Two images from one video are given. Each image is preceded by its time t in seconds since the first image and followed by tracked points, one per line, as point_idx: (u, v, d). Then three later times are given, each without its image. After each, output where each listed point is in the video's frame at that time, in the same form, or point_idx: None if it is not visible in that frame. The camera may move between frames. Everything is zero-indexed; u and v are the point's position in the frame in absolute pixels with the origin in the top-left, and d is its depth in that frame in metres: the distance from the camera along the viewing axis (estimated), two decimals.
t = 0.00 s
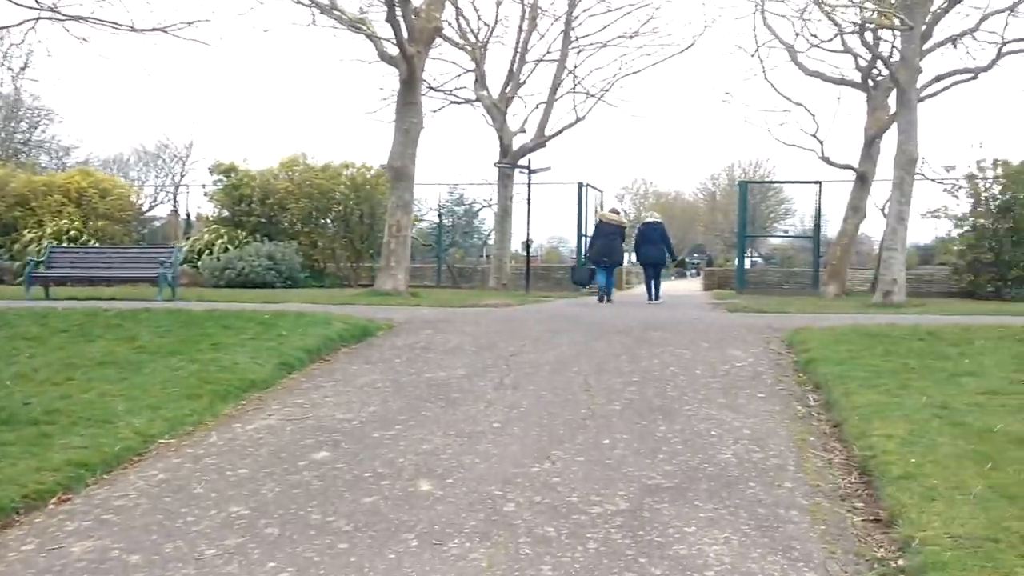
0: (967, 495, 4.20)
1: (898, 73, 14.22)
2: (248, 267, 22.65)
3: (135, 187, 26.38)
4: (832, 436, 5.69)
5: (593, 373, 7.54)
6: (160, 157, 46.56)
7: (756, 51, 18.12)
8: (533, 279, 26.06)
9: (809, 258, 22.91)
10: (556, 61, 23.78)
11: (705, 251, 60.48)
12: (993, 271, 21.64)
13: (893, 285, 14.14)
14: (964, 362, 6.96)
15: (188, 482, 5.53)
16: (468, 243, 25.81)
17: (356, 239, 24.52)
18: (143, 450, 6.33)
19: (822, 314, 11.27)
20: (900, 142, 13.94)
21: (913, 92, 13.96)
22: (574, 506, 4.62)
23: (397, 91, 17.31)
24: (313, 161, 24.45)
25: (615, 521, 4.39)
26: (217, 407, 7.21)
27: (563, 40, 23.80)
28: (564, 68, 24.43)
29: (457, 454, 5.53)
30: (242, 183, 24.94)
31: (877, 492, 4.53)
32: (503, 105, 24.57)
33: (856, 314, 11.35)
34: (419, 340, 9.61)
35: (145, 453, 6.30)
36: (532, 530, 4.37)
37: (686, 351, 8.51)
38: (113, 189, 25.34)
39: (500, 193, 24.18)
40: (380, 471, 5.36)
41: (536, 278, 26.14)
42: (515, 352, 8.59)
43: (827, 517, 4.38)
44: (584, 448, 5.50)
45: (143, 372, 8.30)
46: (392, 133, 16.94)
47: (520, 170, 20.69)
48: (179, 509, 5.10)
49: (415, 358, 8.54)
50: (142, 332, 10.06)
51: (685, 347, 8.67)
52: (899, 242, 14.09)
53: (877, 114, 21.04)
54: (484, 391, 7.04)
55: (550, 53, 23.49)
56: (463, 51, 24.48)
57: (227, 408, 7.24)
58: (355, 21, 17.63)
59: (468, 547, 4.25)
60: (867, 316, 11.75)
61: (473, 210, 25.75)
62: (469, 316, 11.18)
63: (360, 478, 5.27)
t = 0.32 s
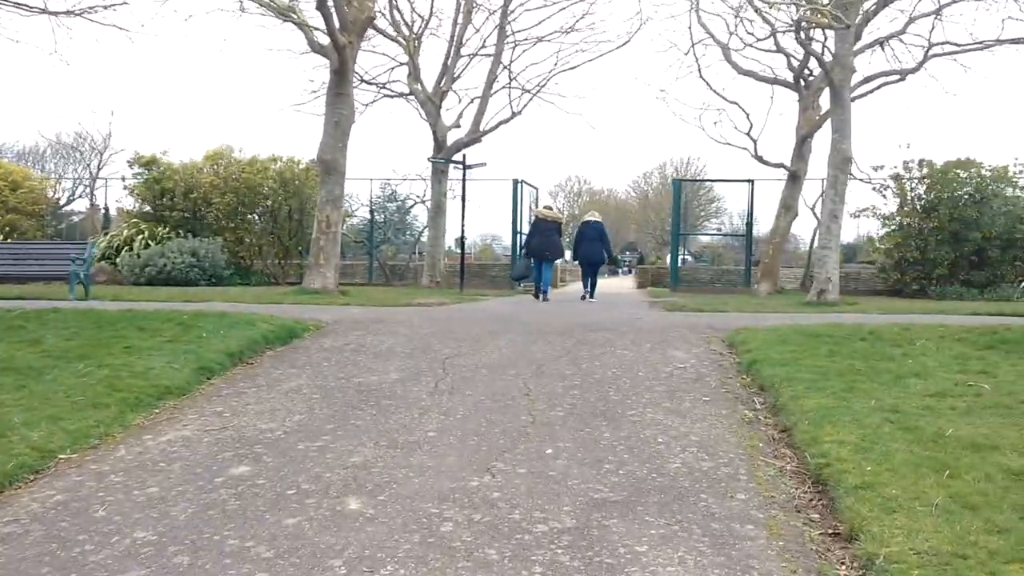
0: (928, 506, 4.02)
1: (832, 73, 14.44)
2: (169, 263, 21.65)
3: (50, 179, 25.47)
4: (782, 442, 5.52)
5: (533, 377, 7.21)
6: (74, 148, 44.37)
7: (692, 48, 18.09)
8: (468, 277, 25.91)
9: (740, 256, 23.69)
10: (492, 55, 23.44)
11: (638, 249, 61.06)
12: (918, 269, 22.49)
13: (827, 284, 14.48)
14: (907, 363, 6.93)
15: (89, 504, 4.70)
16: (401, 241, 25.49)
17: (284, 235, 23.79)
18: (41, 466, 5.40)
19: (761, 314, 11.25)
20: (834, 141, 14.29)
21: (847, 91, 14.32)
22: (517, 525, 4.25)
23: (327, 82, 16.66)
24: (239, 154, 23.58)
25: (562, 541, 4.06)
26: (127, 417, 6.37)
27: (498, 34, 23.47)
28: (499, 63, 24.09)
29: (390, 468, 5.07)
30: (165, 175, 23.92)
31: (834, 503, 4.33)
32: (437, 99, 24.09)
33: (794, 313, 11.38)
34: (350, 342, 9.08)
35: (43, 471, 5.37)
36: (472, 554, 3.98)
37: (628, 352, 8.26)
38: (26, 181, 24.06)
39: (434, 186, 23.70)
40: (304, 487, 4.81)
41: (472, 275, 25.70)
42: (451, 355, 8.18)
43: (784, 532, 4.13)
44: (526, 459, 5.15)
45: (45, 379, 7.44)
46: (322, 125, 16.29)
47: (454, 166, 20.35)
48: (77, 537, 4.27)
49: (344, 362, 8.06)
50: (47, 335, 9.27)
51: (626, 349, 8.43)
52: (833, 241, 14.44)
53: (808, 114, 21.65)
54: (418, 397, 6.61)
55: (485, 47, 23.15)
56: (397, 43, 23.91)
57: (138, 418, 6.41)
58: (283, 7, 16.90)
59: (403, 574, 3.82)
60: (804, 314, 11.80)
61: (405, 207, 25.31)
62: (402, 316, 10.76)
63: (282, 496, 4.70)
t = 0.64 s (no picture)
0: (946, 521, 3.74)
1: (813, 68, 14.29)
2: (134, 261, 20.97)
3: (13, 174, 25.00)
4: (779, 449, 5.21)
5: (513, 380, 6.85)
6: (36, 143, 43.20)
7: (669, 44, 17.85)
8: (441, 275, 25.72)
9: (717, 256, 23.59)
10: (466, 49, 23.04)
11: (611, 248, 61.16)
12: (893, 267, 22.67)
13: (807, 282, 14.39)
14: (902, 365, 6.70)
15: (27, 525, 4.21)
16: (372, 239, 25.06)
17: (253, 232, 23.15)
18: None
19: (744, 313, 11.01)
20: (815, 138, 14.19)
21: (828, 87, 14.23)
22: (501, 544, 3.89)
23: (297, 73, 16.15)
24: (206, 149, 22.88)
25: (552, 563, 3.70)
26: (76, 425, 5.82)
27: (472, 29, 23.08)
28: (473, 58, 23.70)
29: (361, 480, 4.67)
30: (129, 171, 23.16)
31: (842, 516, 4.04)
32: (410, 94, 23.63)
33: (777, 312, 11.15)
34: (319, 343, 8.64)
35: None
36: None
37: (611, 353, 7.95)
38: None
39: (406, 184, 23.19)
40: (269, 502, 4.38)
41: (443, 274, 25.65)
42: (426, 356, 7.79)
43: (792, 549, 3.81)
44: (508, 469, 4.79)
45: None
46: (292, 118, 15.78)
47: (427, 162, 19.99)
48: (12, 563, 3.80)
49: (313, 363, 7.64)
50: None
51: (609, 349, 8.11)
52: (813, 239, 14.37)
53: (785, 111, 21.66)
54: (391, 402, 6.21)
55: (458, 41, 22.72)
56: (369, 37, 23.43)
57: (89, 425, 5.85)
58: None
59: None
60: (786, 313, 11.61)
61: (376, 205, 25.03)
62: (375, 315, 10.36)
63: (243, 512, 4.27)
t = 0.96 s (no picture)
0: (977, 553, 3.44)
1: (797, 61, 14.06)
2: (100, 256, 20.30)
3: None
4: (782, 464, 4.89)
5: (496, 387, 6.47)
6: None
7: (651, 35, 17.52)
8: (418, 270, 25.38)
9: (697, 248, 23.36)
10: (442, 40, 22.55)
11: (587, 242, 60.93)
12: (873, 263, 22.60)
13: (792, 280, 14.18)
14: (902, 371, 6.43)
15: None
16: (347, 232, 24.35)
17: (224, 226, 22.52)
18: None
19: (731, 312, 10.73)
20: (799, 133, 13.99)
21: (813, 81, 14.03)
22: None
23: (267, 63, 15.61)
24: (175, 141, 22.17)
25: None
26: (24, 439, 5.31)
27: (448, 19, 22.61)
28: (449, 50, 23.22)
29: (334, 505, 4.27)
30: (95, 164, 22.38)
31: (859, 544, 3.72)
32: (385, 86, 23.10)
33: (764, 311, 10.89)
34: (290, 347, 8.17)
35: None
36: None
37: (598, 356, 7.59)
38: None
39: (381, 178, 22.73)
40: (232, 532, 3.96)
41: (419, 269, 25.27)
42: (403, 361, 7.37)
43: None
44: (495, 492, 4.40)
45: None
46: (262, 110, 15.23)
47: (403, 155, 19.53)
48: None
49: (284, 369, 7.20)
50: None
51: (596, 353, 7.74)
52: (798, 235, 14.13)
53: (766, 105, 21.55)
54: (367, 413, 5.79)
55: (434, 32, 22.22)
56: (342, 27, 22.86)
57: (39, 439, 5.36)
58: None
59: None
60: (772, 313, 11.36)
61: (351, 198, 24.11)
62: (350, 316, 9.93)
63: (203, 545, 3.85)
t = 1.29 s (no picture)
0: None
1: (794, 56, 13.77)
2: (80, 254, 19.78)
3: None
4: (797, 478, 4.54)
5: (487, 393, 6.08)
6: None
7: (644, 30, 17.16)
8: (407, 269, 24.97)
9: (688, 246, 23.21)
10: (431, 36, 22.12)
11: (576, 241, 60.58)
12: (867, 262, 22.41)
13: (789, 278, 13.85)
14: (917, 374, 6.09)
15: None
16: (335, 231, 24.15)
17: (209, 224, 22.03)
18: None
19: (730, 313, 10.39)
20: (797, 129, 13.73)
21: (810, 75, 13.76)
22: None
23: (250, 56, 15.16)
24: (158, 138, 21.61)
25: None
26: None
27: (437, 14, 22.19)
28: (438, 45, 22.80)
29: (310, 526, 3.87)
30: (75, 160, 21.82)
31: (892, 572, 3.36)
32: (373, 81, 22.66)
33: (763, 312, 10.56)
34: (270, 349, 7.74)
35: None
36: None
37: (594, 360, 7.21)
38: None
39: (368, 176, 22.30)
40: (193, 559, 3.56)
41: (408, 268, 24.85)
42: (389, 365, 6.97)
43: None
44: (488, 511, 4.02)
45: None
46: (245, 104, 14.78)
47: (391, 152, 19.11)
48: None
49: (262, 374, 6.78)
50: None
51: (592, 355, 7.37)
52: (795, 233, 13.82)
53: (760, 101, 21.36)
54: (349, 421, 5.38)
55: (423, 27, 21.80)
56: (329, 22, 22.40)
57: None
58: None
59: None
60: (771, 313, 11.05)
61: (340, 197, 23.91)
62: (335, 316, 9.52)
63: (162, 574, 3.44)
